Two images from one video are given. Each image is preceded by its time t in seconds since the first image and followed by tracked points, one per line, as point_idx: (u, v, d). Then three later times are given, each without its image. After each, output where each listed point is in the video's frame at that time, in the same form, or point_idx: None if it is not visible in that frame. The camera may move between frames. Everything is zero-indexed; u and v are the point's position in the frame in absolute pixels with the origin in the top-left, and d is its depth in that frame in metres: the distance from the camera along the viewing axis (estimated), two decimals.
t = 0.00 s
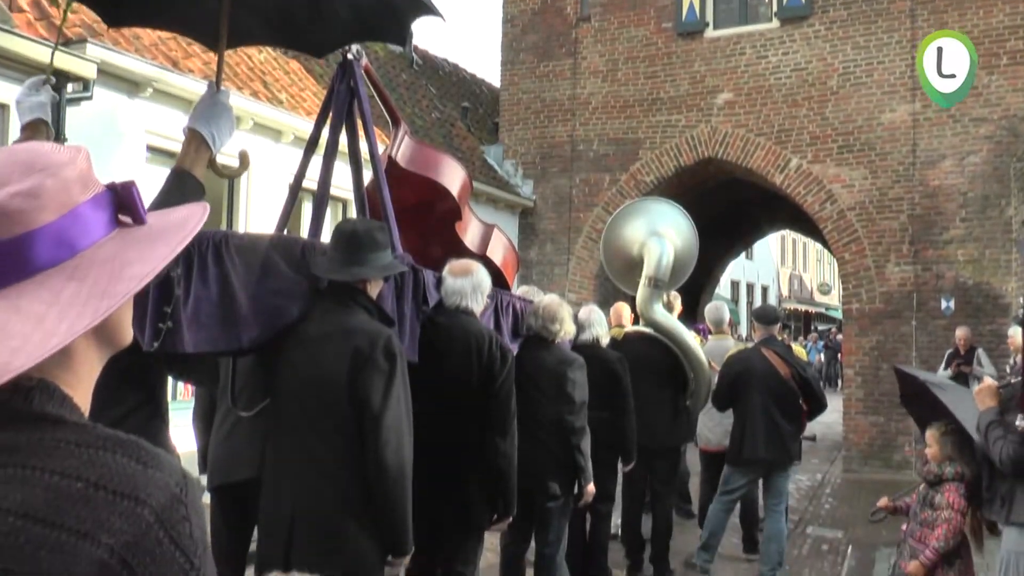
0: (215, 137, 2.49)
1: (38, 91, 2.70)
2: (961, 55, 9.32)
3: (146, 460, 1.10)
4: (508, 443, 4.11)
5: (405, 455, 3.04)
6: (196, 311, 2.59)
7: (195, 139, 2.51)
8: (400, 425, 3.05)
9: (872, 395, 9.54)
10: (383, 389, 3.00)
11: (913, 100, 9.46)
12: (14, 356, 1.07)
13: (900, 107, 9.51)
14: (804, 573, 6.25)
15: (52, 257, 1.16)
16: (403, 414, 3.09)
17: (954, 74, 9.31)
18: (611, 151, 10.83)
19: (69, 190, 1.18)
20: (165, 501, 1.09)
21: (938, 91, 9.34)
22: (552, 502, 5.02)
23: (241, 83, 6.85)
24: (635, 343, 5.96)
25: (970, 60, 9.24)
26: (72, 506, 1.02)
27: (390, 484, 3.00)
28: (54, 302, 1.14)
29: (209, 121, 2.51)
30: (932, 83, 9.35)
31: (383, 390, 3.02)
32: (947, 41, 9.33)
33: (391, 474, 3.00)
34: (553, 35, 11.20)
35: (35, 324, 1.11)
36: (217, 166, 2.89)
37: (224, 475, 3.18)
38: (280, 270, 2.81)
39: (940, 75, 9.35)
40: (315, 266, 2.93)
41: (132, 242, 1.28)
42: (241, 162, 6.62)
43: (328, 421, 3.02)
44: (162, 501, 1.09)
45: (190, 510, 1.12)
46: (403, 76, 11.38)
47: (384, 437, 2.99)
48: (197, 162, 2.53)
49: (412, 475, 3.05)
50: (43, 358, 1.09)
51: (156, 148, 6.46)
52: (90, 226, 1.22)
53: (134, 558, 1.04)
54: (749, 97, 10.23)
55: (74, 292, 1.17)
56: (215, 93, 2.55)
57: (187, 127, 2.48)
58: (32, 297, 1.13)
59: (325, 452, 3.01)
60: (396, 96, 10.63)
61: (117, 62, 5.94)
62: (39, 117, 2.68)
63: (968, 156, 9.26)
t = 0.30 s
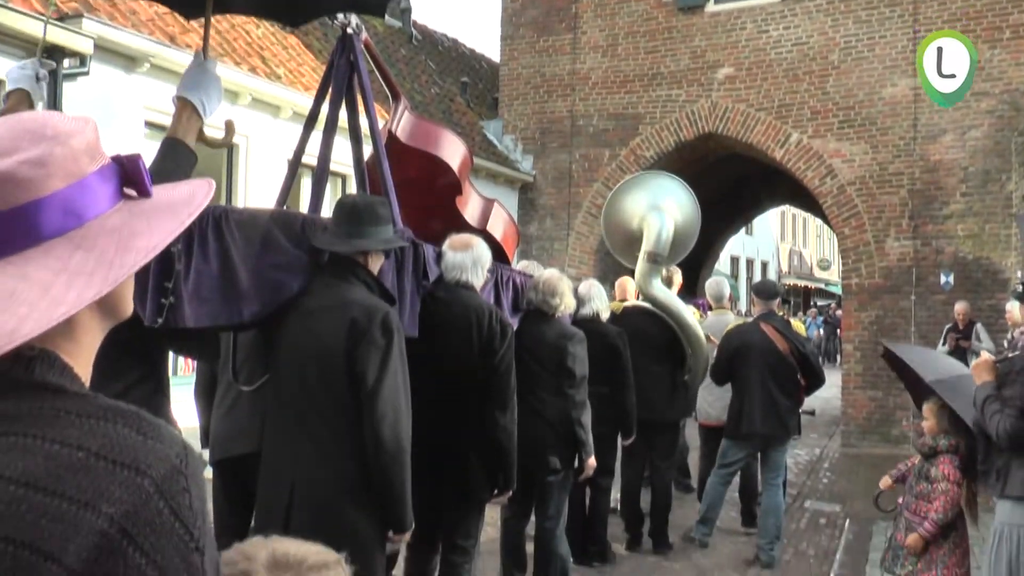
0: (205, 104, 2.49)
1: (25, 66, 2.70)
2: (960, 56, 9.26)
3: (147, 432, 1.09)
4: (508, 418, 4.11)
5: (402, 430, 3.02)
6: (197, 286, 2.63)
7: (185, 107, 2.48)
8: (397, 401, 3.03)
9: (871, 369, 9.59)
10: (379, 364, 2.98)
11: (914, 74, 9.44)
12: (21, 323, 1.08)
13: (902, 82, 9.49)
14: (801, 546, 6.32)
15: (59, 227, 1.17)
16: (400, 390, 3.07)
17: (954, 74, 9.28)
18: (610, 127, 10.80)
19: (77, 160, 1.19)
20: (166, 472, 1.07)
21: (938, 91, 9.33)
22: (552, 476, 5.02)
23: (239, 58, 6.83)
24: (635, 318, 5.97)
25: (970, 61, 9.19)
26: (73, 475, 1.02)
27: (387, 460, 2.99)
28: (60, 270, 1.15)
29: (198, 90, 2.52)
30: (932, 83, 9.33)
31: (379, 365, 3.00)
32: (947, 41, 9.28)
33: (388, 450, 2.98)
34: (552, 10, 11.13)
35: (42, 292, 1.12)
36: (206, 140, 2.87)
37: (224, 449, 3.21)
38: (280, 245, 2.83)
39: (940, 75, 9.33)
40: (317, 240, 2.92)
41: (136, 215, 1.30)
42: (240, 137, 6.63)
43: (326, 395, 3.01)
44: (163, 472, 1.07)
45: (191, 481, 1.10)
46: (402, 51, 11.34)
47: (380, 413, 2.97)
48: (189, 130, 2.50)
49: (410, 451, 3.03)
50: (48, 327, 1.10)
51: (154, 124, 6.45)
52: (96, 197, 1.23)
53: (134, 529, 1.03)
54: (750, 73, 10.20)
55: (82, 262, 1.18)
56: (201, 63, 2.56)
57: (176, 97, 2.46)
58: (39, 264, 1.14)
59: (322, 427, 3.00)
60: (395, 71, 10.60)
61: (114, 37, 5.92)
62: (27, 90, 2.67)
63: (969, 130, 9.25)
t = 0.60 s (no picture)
0: (195, 70, 2.47)
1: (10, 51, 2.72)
2: (961, 54, 9.17)
3: (152, 399, 1.03)
4: (508, 392, 4.10)
5: (403, 404, 2.96)
6: (198, 260, 2.64)
7: (176, 74, 2.49)
8: (398, 374, 2.97)
9: (869, 344, 9.64)
10: (380, 337, 2.92)
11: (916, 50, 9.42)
12: (25, 289, 1.02)
13: (903, 57, 9.46)
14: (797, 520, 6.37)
15: (59, 194, 1.11)
16: (402, 365, 3.01)
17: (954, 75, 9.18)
18: (610, 102, 10.78)
19: (78, 131, 1.13)
20: (173, 439, 1.01)
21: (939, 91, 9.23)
22: (551, 451, 5.01)
23: (237, 32, 6.79)
24: (634, 294, 5.97)
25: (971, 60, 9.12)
26: (82, 443, 0.94)
27: (388, 434, 2.93)
28: (63, 239, 1.10)
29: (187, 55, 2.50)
30: (933, 83, 9.25)
31: (380, 338, 2.94)
32: (946, 41, 9.20)
33: (389, 423, 2.93)
34: None
35: (46, 258, 1.07)
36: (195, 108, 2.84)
37: (227, 421, 3.21)
38: (280, 217, 2.84)
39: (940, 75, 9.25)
40: (318, 213, 2.93)
41: (134, 188, 1.25)
42: (238, 112, 6.61)
43: (325, 368, 2.95)
44: (171, 439, 1.01)
45: (197, 448, 1.05)
46: (401, 26, 11.27)
47: (381, 386, 2.91)
48: (180, 97, 2.51)
49: (411, 425, 2.97)
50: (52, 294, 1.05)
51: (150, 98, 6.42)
52: (96, 169, 1.17)
53: (147, 495, 0.96)
54: (750, 49, 10.16)
55: (83, 233, 1.13)
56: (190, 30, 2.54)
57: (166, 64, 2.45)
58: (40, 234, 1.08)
59: (321, 399, 2.94)
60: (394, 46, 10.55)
61: (111, 11, 5.86)
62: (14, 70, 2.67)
63: (970, 106, 9.23)
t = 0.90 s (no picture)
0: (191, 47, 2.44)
1: None
2: (961, 54, 8.65)
3: (157, 368, 1.01)
4: (508, 367, 4.11)
5: (405, 380, 2.97)
6: (201, 235, 2.65)
7: (173, 52, 2.46)
8: (401, 351, 2.97)
9: (868, 322, 9.68)
10: (384, 314, 2.91)
11: (918, 27, 9.39)
12: (27, 262, 0.99)
13: (905, 34, 9.43)
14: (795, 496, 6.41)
15: (59, 168, 1.07)
16: (404, 341, 3.01)
17: (953, 75, 8.56)
18: (610, 79, 10.75)
19: (76, 101, 1.08)
20: (180, 408, 1.00)
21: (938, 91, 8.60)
22: (551, 427, 5.02)
23: (236, 7, 6.76)
24: (634, 271, 5.97)
25: (971, 60, 8.56)
26: (90, 412, 0.93)
27: (391, 410, 2.94)
28: (64, 214, 1.06)
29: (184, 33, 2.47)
30: (932, 84, 8.54)
31: (383, 315, 2.93)
32: (947, 42, 8.64)
33: (392, 398, 2.93)
34: None
35: (48, 232, 1.03)
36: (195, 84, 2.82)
37: (227, 397, 3.18)
38: (280, 191, 2.85)
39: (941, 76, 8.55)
40: (323, 187, 2.94)
41: (131, 161, 1.20)
42: (237, 88, 6.60)
43: (328, 344, 2.93)
44: (177, 408, 0.99)
45: (202, 417, 1.03)
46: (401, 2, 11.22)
47: (384, 363, 2.91)
48: (179, 74, 2.49)
49: (413, 401, 2.99)
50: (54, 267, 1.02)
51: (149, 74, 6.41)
52: (95, 144, 1.13)
53: (155, 463, 0.95)
54: (752, 26, 10.12)
55: (85, 205, 1.09)
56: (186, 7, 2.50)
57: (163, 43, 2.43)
58: (41, 206, 1.05)
59: (324, 376, 2.92)
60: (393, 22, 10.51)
61: None
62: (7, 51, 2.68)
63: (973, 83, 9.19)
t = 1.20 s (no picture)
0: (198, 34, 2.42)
1: None
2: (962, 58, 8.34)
3: (154, 345, 1.00)
4: (511, 351, 4.12)
5: (409, 363, 2.96)
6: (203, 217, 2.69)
7: (180, 40, 2.44)
8: (405, 333, 2.96)
9: (868, 306, 9.69)
10: (388, 296, 2.90)
11: (922, 11, 9.36)
12: (21, 237, 0.97)
13: (908, 19, 9.41)
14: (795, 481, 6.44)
15: (56, 146, 1.06)
16: (408, 323, 3.00)
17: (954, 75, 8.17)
18: (611, 64, 10.74)
19: (75, 79, 1.07)
20: (175, 384, 0.97)
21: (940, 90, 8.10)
22: (551, 410, 5.03)
23: None
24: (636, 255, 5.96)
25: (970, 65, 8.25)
26: (84, 387, 0.91)
27: (394, 392, 2.93)
28: (59, 188, 1.03)
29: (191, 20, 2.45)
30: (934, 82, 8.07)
31: (387, 297, 2.92)
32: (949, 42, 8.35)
33: (395, 380, 2.92)
34: None
35: (42, 210, 1.00)
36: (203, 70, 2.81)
37: (230, 379, 3.19)
38: (284, 174, 2.86)
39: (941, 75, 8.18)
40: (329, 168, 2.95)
41: (136, 140, 1.18)
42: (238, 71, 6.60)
43: (332, 327, 2.93)
44: (173, 384, 0.97)
45: (198, 395, 1.01)
46: None
47: (387, 345, 2.91)
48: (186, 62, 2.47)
49: (418, 383, 2.98)
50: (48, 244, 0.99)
51: (150, 57, 6.42)
52: (95, 123, 1.12)
53: (149, 438, 0.93)
54: (755, 11, 10.09)
55: (82, 181, 1.06)
56: None
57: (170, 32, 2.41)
58: (38, 181, 1.03)
59: (328, 358, 2.93)
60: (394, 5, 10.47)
61: None
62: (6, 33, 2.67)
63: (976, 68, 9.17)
